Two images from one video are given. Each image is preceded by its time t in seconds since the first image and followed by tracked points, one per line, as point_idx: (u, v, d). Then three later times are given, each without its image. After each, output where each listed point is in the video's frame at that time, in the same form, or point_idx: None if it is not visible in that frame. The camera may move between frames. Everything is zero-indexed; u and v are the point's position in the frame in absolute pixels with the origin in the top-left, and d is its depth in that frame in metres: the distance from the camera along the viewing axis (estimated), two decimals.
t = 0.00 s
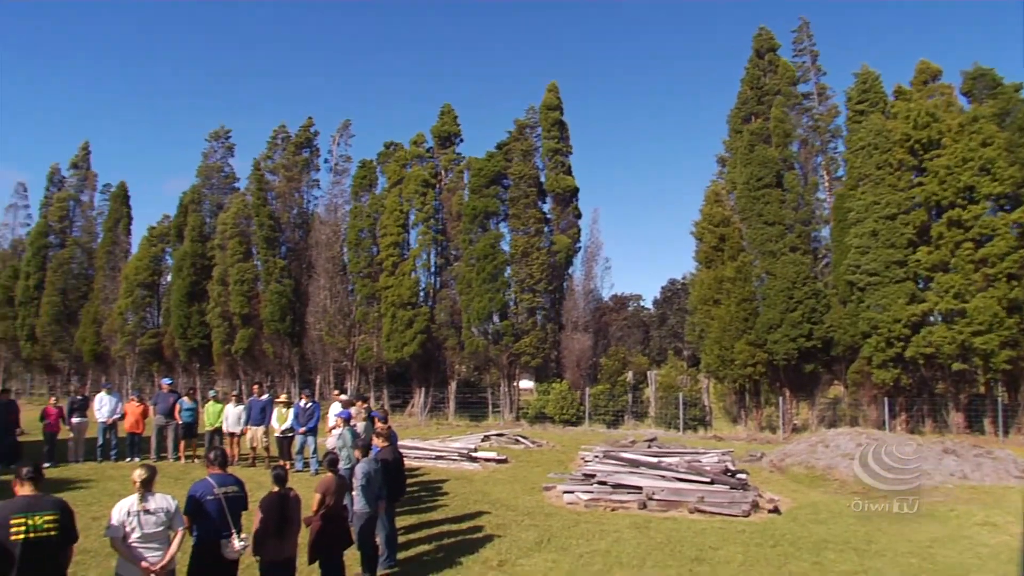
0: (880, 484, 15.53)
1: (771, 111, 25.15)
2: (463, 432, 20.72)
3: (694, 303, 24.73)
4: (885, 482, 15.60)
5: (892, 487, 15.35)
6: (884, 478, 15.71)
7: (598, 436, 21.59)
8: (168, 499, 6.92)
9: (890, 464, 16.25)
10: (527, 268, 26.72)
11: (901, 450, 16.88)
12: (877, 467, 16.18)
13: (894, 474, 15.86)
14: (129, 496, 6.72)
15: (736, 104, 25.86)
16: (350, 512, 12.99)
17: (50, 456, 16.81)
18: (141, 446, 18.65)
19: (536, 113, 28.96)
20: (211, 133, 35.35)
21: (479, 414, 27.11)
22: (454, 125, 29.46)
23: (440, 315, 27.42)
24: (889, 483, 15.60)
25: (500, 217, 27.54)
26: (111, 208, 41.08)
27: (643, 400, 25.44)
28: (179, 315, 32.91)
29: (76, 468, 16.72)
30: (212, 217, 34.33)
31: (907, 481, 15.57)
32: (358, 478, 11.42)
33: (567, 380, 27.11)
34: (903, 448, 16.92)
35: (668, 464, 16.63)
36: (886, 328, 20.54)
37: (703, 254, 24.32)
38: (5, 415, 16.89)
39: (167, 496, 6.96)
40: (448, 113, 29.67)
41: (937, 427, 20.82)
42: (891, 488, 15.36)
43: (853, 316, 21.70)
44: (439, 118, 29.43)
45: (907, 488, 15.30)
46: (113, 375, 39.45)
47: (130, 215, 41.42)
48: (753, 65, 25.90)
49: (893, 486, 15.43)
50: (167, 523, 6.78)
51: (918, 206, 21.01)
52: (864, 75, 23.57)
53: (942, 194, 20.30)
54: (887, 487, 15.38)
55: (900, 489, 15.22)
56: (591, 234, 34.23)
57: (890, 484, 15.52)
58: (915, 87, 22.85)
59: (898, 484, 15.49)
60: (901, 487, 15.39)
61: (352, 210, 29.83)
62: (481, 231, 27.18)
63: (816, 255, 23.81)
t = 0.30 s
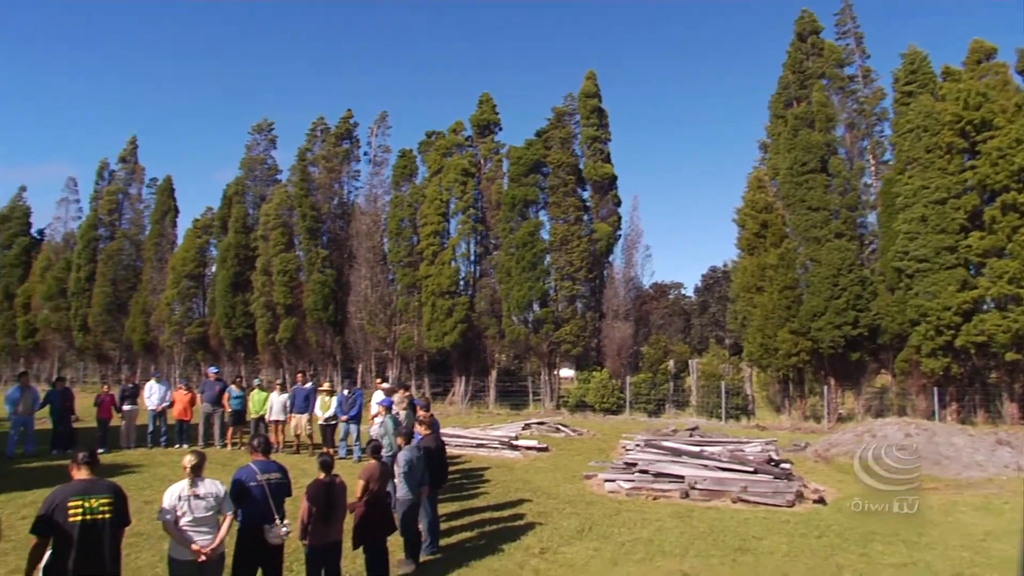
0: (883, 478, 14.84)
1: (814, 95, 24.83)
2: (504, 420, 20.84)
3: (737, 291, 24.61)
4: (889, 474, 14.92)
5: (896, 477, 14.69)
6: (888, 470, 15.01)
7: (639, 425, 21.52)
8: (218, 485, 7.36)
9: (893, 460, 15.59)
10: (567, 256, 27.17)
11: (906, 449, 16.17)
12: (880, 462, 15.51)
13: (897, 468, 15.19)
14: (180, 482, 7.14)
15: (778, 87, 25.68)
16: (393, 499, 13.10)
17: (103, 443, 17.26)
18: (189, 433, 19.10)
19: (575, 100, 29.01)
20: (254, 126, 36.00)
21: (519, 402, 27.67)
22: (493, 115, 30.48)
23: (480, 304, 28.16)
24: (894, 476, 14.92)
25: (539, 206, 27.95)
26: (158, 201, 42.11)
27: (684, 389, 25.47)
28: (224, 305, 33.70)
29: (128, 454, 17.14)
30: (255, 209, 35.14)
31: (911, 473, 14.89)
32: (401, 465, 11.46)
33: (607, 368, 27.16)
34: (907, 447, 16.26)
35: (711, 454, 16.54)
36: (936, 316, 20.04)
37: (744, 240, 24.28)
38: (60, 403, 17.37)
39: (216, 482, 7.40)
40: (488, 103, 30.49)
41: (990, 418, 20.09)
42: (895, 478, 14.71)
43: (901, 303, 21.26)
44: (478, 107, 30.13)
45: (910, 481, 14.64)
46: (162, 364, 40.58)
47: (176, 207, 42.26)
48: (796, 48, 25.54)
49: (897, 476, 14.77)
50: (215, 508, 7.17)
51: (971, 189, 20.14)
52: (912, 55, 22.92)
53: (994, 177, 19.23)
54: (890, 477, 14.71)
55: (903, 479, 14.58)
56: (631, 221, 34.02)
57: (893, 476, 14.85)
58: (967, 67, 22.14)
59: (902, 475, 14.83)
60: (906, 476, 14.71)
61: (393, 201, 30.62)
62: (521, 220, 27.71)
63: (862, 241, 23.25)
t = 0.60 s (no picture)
0: (880, 485, 14.37)
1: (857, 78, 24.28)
2: (543, 410, 20.90)
3: (778, 279, 24.66)
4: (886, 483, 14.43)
5: (894, 488, 14.22)
6: (886, 479, 14.53)
7: (679, 415, 21.43)
8: (263, 472, 7.55)
9: (890, 468, 15.12)
10: (605, 245, 27.13)
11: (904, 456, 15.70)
12: (879, 469, 15.06)
13: (896, 476, 14.72)
14: (226, 469, 7.36)
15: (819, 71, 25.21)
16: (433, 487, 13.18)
17: (151, 430, 17.70)
18: (234, 422, 19.49)
19: (611, 88, 28.84)
20: (294, 118, 36.49)
21: (558, 391, 27.89)
22: (531, 103, 30.68)
23: (518, 293, 28.45)
24: (891, 483, 14.45)
25: (577, 194, 28.00)
26: (201, 193, 42.99)
27: (724, 378, 25.36)
28: (266, 295, 34.36)
29: (175, 441, 17.56)
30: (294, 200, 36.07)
31: (911, 482, 14.42)
32: (440, 453, 11.53)
33: (646, 357, 26.90)
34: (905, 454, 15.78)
35: (753, 444, 16.38)
36: (987, 304, 19.42)
37: (787, 227, 24.25)
38: (110, 391, 17.86)
39: (262, 469, 7.62)
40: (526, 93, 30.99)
41: None
42: (892, 488, 14.25)
43: (949, 291, 20.80)
44: (516, 96, 30.64)
45: (909, 489, 14.16)
46: (206, 354, 41.50)
47: (218, 200, 43.07)
48: (838, 30, 24.93)
49: (894, 486, 14.29)
50: (260, 494, 7.38)
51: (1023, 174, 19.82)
52: (961, 35, 22.28)
53: None
54: (887, 487, 14.24)
55: (901, 489, 14.11)
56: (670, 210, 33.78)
57: (890, 484, 14.39)
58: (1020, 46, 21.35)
59: (900, 484, 14.35)
60: (904, 487, 14.23)
61: (431, 192, 31.04)
62: (559, 208, 27.79)
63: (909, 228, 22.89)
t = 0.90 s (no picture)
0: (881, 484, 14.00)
1: (904, 60, 23.81)
2: (582, 398, 20.90)
3: (822, 267, 24.49)
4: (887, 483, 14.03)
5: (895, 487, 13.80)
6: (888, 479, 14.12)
7: (719, 404, 21.24)
8: (306, 458, 7.67)
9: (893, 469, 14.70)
10: (644, 233, 26.92)
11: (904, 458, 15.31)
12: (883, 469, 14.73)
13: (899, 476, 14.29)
14: (271, 455, 7.48)
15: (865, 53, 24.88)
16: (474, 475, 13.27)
17: (197, 417, 18.08)
18: (276, 410, 19.83)
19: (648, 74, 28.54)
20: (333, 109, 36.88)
21: (597, 379, 27.88)
22: (569, 90, 30.50)
23: (556, 282, 28.54)
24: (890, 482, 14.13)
25: (616, 182, 27.81)
26: (242, 185, 43.75)
27: (766, 368, 25.07)
28: (308, 285, 35.14)
29: (220, 428, 17.95)
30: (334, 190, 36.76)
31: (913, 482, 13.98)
32: (482, 441, 11.64)
33: (686, 346, 26.76)
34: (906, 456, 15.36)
35: (795, 434, 16.14)
36: None
37: (831, 214, 24.08)
38: (157, 378, 18.29)
39: (306, 456, 7.74)
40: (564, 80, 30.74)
41: None
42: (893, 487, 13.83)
43: (1001, 278, 19.91)
44: (554, 84, 30.49)
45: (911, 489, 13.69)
46: (248, 342, 42.32)
47: (259, 191, 43.75)
48: (886, 10, 24.35)
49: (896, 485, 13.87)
50: (304, 480, 7.50)
51: None
52: (1015, 11, 21.42)
53: None
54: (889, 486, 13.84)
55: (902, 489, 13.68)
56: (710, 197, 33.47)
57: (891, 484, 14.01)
58: None
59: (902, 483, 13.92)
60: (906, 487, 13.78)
61: (468, 179, 31.49)
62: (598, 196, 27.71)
63: (959, 213, 22.00)
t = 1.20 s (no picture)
0: (882, 485, 13.50)
1: (953, 40, 23.43)
2: (618, 387, 20.90)
3: (864, 254, 24.01)
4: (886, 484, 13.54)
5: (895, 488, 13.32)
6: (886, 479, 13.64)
7: (758, 393, 21.04)
8: (345, 446, 7.77)
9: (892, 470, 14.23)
10: (682, 222, 26.68)
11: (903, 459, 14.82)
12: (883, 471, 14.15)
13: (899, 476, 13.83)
14: (311, 442, 7.61)
15: (911, 34, 24.55)
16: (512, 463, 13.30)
17: (238, 404, 18.45)
18: (316, 398, 20.15)
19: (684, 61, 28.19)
20: (368, 100, 37.14)
21: (634, 368, 28.00)
22: (606, 77, 30.29)
23: (593, 271, 28.52)
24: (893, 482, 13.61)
25: (652, 169, 27.58)
26: (279, 175, 44.36)
27: (805, 357, 24.72)
28: (344, 275, 35.67)
29: (260, 415, 18.30)
30: (370, 180, 37.25)
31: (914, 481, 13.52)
32: (518, 430, 11.65)
33: (724, 335, 26.37)
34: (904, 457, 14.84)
35: (836, 424, 15.88)
36: None
37: (874, 200, 23.68)
38: (200, 366, 18.69)
39: (345, 444, 7.84)
40: (601, 66, 30.53)
41: None
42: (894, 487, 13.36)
43: None
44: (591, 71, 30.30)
45: (912, 489, 13.22)
46: (287, 331, 42.99)
47: (296, 181, 44.32)
48: None
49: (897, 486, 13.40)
50: (344, 467, 7.60)
51: None
52: None
53: None
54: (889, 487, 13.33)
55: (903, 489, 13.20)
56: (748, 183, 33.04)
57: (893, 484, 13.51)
58: None
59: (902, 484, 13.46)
60: (906, 487, 13.33)
61: (505, 168, 31.46)
62: (634, 183, 27.57)
63: (1010, 198, 21.36)
